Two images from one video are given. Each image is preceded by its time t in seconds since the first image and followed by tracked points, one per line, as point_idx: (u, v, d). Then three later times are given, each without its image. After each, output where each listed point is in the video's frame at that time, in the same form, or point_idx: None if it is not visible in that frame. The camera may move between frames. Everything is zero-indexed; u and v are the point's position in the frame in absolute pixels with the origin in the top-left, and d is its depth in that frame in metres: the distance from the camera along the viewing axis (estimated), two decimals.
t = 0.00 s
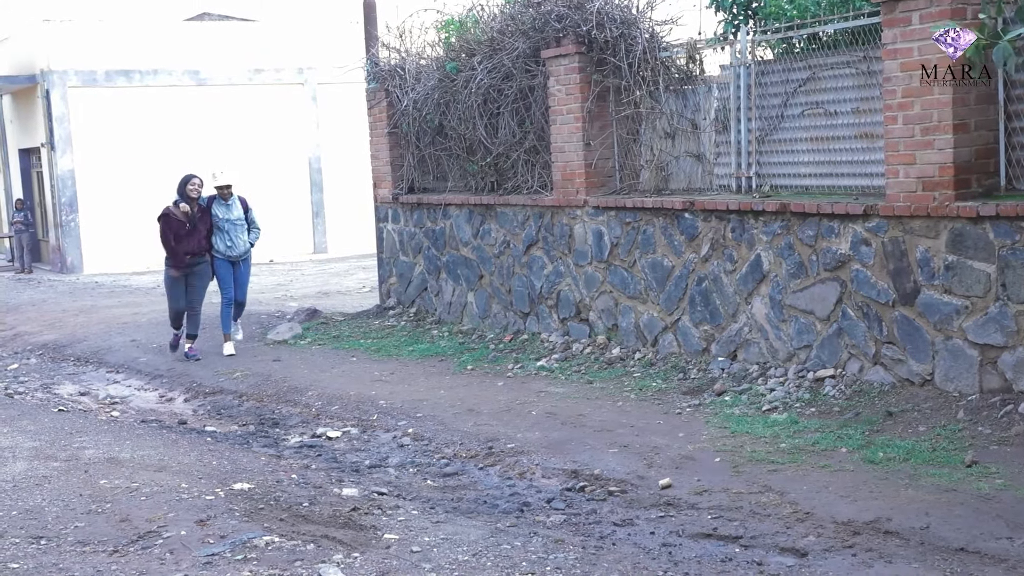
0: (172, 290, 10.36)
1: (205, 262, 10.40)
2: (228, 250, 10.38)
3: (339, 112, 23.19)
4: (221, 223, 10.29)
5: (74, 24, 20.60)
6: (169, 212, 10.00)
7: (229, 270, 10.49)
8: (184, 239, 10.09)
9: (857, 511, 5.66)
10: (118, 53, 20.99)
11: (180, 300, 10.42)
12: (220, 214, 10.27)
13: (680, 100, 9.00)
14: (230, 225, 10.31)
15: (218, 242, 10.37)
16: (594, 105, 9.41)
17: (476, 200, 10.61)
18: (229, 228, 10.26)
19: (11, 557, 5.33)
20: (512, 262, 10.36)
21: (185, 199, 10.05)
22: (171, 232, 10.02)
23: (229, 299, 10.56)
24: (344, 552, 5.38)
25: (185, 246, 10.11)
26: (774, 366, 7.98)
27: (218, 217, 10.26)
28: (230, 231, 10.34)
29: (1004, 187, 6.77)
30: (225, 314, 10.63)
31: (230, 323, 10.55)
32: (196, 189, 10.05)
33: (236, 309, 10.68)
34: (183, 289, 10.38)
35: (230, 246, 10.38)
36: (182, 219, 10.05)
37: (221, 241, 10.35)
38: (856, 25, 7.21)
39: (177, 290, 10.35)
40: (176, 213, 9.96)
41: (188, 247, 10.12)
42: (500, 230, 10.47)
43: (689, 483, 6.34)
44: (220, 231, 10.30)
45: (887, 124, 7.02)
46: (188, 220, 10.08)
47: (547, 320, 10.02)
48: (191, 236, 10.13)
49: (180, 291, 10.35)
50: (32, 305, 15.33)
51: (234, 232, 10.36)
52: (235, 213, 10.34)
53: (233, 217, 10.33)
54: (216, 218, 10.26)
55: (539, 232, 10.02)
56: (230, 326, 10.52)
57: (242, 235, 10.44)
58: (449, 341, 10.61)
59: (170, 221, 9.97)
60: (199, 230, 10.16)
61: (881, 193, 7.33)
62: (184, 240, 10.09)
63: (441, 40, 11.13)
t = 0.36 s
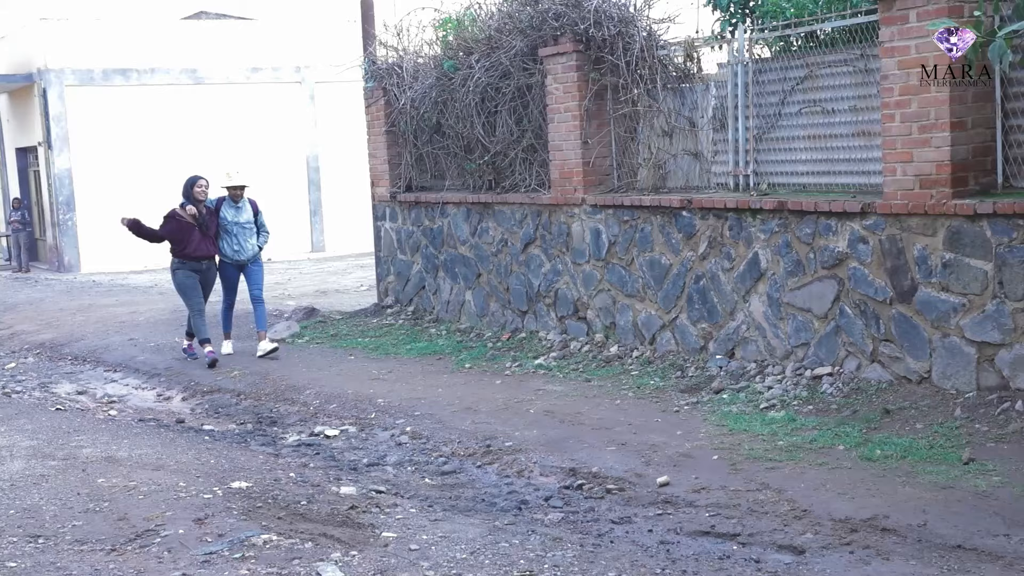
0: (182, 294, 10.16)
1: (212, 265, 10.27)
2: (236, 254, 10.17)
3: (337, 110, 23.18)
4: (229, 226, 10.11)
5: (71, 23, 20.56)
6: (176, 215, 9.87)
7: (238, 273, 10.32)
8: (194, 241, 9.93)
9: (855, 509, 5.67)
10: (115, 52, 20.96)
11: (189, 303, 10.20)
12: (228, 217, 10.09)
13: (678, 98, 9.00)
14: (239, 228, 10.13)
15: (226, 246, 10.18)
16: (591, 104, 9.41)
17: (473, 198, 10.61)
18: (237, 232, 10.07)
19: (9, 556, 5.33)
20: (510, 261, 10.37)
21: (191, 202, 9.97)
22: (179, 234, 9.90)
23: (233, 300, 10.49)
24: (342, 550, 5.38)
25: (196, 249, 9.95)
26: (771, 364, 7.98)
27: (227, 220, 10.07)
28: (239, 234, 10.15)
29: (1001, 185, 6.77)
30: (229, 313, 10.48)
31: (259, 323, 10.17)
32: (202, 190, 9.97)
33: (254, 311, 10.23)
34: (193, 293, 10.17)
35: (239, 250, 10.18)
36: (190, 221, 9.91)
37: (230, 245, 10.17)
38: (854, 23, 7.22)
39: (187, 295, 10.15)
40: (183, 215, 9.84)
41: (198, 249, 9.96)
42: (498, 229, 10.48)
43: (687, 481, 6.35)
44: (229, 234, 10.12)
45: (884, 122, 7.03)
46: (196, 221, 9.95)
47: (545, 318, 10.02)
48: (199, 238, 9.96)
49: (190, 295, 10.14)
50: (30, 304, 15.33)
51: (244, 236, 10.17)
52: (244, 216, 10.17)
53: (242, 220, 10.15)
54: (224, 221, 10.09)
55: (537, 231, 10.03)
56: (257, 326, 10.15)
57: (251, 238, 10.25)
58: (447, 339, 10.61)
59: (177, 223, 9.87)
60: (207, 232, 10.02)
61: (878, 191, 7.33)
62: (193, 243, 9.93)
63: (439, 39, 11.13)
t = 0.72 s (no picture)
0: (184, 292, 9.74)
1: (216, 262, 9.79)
2: (245, 248, 9.77)
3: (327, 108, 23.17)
4: (236, 219, 9.72)
5: (59, 20, 20.52)
6: (179, 209, 9.39)
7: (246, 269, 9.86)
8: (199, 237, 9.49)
9: (842, 505, 5.68)
10: (104, 50, 20.91)
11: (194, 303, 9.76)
12: (234, 209, 9.72)
13: (666, 96, 8.99)
14: (245, 221, 9.77)
15: (233, 239, 9.76)
16: (580, 102, 9.41)
17: (462, 196, 10.61)
18: (245, 224, 9.73)
19: None
20: (499, 259, 10.37)
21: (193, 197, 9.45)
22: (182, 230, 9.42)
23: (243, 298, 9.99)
24: (330, 549, 5.38)
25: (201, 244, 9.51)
26: (760, 362, 8.00)
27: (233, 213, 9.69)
28: (246, 227, 9.77)
29: (988, 183, 6.79)
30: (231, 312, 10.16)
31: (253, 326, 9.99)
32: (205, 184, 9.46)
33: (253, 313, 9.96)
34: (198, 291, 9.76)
35: (247, 243, 9.78)
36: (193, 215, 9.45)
37: (237, 239, 9.76)
38: (841, 21, 7.23)
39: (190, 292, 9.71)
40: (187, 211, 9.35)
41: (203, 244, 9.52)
42: (487, 227, 10.48)
43: (675, 478, 6.36)
44: (235, 227, 9.74)
45: (872, 120, 7.04)
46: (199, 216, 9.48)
47: (534, 316, 10.03)
48: (205, 234, 9.51)
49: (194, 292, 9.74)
50: (18, 303, 15.28)
51: (251, 228, 9.80)
52: (249, 208, 9.82)
53: (248, 212, 9.80)
54: (230, 214, 9.70)
55: (526, 229, 10.03)
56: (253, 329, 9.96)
57: (258, 231, 9.87)
58: (436, 337, 10.60)
59: (180, 218, 9.40)
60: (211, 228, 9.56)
61: (865, 189, 7.35)
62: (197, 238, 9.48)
63: (427, 37, 11.12)
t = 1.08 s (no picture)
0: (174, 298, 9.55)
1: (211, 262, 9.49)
2: (234, 252, 9.54)
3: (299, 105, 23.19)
4: (225, 222, 9.48)
5: (23, 16, 20.25)
6: (173, 214, 9.09)
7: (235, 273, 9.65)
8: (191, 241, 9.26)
9: (813, 501, 5.72)
10: (72, 45, 20.68)
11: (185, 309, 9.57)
12: (224, 212, 9.47)
13: (638, 94, 9.02)
14: (235, 225, 9.51)
15: (221, 242, 9.52)
16: (552, 99, 9.42)
17: (435, 194, 10.60)
18: (234, 228, 9.47)
19: None
20: (472, 256, 10.37)
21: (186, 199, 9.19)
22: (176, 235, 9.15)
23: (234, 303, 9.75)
24: (302, 547, 5.37)
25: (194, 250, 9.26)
26: (732, 359, 8.03)
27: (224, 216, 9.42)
28: (235, 231, 9.52)
29: (957, 180, 6.85)
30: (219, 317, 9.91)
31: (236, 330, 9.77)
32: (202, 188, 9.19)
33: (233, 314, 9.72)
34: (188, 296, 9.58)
35: (236, 247, 9.56)
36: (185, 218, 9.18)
37: (225, 242, 9.53)
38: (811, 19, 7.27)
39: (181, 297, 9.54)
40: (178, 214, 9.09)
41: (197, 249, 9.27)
42: (460, 224, 10.48)
43: (648, 475, 6.39)
44: (224, 230, 9.49)
45: (842, 118, 7.08)
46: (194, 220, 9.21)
47: (506, 314, 10.04)
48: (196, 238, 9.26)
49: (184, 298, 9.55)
50: None
51: (241, 232, 9.55)
52: (239, 212, 9.58)
53: (237, 216, 9.55)
54: (219, 217, 9.44)
55: (499, 226, 10.03)
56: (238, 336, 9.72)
57: (247, 235, 9.64)
58: (409, 335, 10.59)
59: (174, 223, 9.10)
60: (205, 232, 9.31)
61: (836, 186, 7.39)
62: (190, 242, 9.26)
63: (400, 34, 11.11)
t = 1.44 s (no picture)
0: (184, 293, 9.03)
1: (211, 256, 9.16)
2: (228, 246, 9.26)
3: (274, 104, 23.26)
4: (223, 215, 9.19)
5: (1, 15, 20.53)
6: (170, 207, 8.77)
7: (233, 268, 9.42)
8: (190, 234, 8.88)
9: (790, 495, 5.74)
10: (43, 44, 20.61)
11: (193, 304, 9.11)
12: (223, 205, 9.18)
13: (615, 90, 9.03)
14: (231, 218, 9.23)
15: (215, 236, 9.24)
16: (529, 96, 9.43)
17: (412, 191, 10.58)
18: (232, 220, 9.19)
19: None
20: (449, 253, 10.36)
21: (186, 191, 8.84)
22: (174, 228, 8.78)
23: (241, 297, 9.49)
24: (279, 546, 5.36)
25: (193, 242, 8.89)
26: (709, 354, 8.05)
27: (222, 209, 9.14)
28: (230, 224, 9.24)
29: (930, 175, 6.89)
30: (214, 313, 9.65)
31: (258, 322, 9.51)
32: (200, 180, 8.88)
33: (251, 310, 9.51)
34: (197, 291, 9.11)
35: (231, 241, 9.29)
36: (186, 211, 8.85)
37: (220, 236, 9.24)
38: (786, 15, 7.29)
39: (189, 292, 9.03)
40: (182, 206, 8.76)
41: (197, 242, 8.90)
42: (437, 221, 10.46)
43: (626, 470, 6.40)
44: (220, 224, 9.20)
45: (817, 113, 7.11)
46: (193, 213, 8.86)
47: (484, 311, 10.03)
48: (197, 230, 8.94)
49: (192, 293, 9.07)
50: None
51: (238, 225, 9.28)
52: (236, 205, 9.28)
53: (235, 209, 9.27)
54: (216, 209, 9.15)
55: (476, 223, 10.02)
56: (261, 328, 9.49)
57: (243, 229, 9.36)
58: (387, 332, 10.58)
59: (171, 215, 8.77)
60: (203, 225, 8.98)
61: (811, 182, 7.42)
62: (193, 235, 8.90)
63: (376, 30, 11.10)
